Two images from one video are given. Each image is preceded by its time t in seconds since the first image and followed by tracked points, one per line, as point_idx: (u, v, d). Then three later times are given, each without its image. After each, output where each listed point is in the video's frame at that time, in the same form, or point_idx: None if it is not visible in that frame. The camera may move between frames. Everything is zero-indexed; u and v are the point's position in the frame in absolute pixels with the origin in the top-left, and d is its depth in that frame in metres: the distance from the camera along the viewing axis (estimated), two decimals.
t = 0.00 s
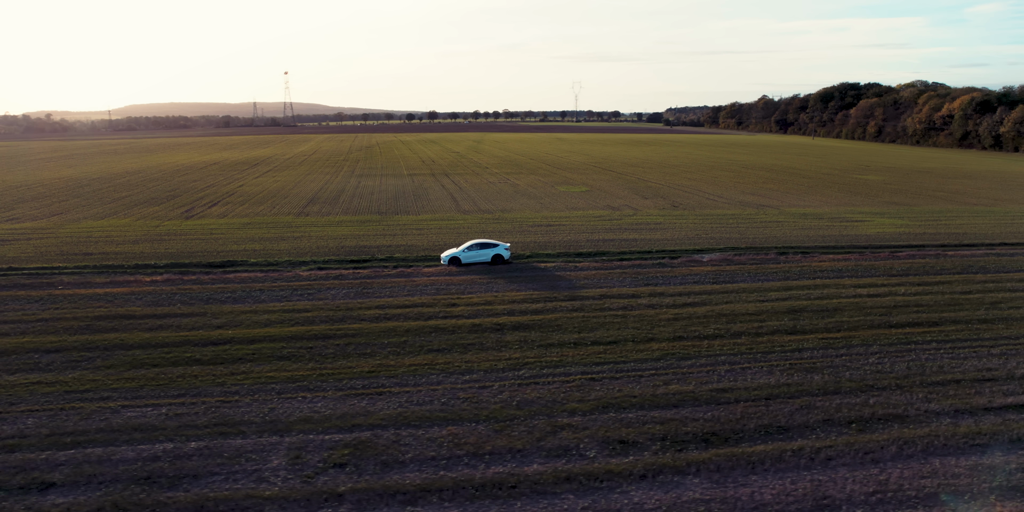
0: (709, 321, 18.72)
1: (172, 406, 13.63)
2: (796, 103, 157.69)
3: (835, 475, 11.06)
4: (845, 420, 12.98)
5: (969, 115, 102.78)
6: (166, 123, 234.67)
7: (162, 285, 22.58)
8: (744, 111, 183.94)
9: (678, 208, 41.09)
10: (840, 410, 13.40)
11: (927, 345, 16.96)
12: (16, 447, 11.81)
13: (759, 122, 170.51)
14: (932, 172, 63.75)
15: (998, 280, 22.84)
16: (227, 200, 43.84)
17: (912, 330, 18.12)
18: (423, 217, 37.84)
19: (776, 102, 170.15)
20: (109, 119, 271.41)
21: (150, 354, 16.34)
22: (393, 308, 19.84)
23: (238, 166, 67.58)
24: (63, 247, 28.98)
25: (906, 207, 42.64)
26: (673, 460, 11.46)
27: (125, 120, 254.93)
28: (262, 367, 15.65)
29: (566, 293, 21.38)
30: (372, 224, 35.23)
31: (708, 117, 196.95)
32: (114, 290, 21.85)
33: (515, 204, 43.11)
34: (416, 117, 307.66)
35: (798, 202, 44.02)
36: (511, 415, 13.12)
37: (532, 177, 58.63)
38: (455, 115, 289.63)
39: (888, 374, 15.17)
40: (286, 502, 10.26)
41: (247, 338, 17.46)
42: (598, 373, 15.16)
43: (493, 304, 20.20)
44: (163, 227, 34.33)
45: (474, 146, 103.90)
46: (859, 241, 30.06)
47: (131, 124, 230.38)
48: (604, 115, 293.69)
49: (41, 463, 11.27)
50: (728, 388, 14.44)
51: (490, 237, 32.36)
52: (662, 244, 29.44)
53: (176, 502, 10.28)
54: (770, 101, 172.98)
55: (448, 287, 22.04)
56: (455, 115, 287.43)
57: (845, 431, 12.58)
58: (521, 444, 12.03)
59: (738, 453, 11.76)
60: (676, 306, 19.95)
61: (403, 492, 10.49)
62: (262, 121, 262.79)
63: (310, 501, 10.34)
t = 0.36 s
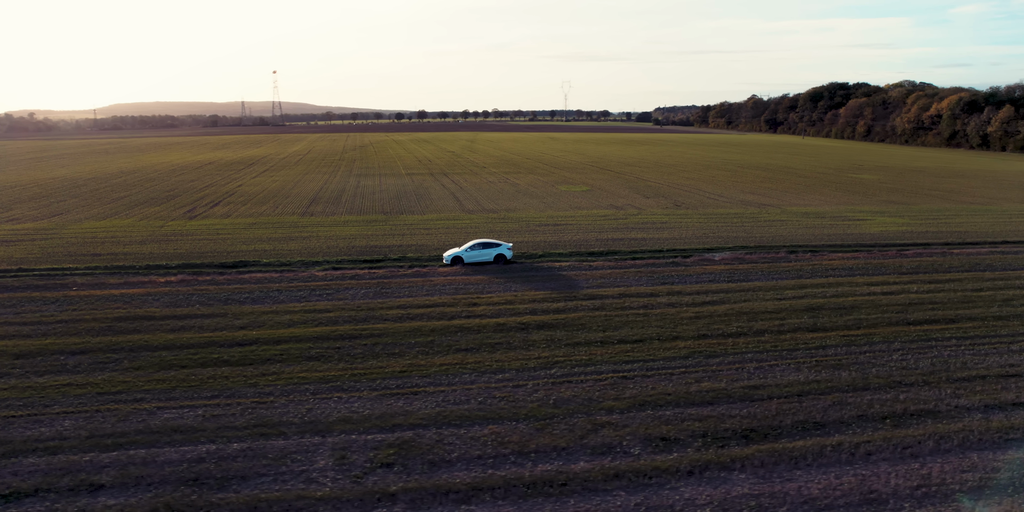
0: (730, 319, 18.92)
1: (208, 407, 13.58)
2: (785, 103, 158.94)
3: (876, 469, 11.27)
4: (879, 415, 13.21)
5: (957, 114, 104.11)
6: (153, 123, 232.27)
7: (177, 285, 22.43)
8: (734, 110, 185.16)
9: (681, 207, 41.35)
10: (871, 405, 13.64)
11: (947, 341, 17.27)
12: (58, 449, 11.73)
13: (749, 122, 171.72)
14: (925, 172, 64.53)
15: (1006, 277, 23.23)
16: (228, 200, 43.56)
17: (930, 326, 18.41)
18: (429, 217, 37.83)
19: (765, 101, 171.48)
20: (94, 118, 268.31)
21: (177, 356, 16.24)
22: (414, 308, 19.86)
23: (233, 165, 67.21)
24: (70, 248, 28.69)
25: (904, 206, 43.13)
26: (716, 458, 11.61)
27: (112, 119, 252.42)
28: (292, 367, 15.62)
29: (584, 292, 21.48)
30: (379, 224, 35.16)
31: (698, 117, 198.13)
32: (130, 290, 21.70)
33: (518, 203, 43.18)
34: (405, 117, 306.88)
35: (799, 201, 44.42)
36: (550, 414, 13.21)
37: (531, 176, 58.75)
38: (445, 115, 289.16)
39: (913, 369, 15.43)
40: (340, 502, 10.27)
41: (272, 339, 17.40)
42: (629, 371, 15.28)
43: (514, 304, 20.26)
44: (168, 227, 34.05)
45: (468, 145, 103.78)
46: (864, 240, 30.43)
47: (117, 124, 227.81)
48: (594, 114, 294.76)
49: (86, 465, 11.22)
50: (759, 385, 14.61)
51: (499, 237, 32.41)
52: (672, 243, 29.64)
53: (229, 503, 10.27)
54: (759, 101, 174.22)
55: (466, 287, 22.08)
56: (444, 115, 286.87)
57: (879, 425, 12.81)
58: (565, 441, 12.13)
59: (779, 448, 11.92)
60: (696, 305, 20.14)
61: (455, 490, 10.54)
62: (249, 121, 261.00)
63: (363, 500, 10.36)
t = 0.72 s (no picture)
0: (746, 317, 19.15)
1: (240, 409, 13.50)
2: (769, 102, 160.65)
3: (911, 462, 11.50)
4: (906, 409, 13.47)
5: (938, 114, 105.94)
6: (132, 122, 228.81)
7: (188, 287, 22.21)
8: (718, 109, 186.76)
9: (679, 206, 41.70)
10: (897, 399, 13.90)
11: (960, 336, 17.61)
12: (95, 454, 11.62)
13: (734, 121, 173.28)
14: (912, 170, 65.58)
15: (1008, 274, 23.74)
16: (224, 200, 43.14)
17: (941, 322, 18.77)
18: (430, 217, 37.78)
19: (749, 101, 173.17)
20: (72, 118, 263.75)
21: (200, 358, 16.11)
22: (432, 308, 19.86)
23: (223, 165, 66.55)
24: (70, 250, 28.26)
25: (897, 204, 43.82)
26: (755, 453, 11.78)
27: (90, 118, 248.57)
28: (318, 368, 15.57)
29: (599, 291, 21.60)
30: (381, 224, 35.04)
31: (683, 116, 199.61)
32: (141, 292, 21.47)
33: (516, 203, 43.26)
34: (389, 116, 305.42)
35: (793, 199, 44.96)
36: (584, 412, 13.31)
37: (526, 175, 58.87)
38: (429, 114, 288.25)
39: (932, 365, 15.74)
40: (390, 503, 10.29)
41: (294, 340, 17.31)
42: (656, 369, 15.43)
43: (531, 303, 20.33)
44: (167, 228, 33.67)
45: (456, 144, 103.66)
46: (864, 238, 30.91)
47: (95, 123, 224.18)
48: (578, 113, 295.68)
49: (127, 470, 11.13)
50: (785, 381, 14.83)
51: (503, 236, 32.47)
52: (676, 242, 29.88)
53: (278, 506, 10.26)
54: (743, 100, 175.89)
55: (480, 287, 22.12)
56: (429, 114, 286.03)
57: (908, 419, 13.06)
58: (604, 439, 12.24)
59: (815, 442, 12.13)
60: (711, 303, 20.35)
61: (504, 489, 10.60)
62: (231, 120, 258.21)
63: (413, 501, 10.38)
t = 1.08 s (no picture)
0: (764, 314, 19.36)
1: (274, 410, 13.43)
2: (755, 102, 162.06)
3: (948, 456, 11.72)
4: (934, 404, 13.71)
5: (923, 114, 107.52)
6: (114, 122, 225.62)
7: (201, 288, 22.01)
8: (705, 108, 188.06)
9: (679, 205, 41.99)
10: (925, 394, 14.14)
11: (976, 332, 17.94)
12: (136, 457, 11.52)
13: (720, 120, 174.56)
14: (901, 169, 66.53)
15: (1011, 270, 24.19)
16: (221, 200, 42.73)
17: (955, 318, 19.10)
18: (432, 217, 37.71)
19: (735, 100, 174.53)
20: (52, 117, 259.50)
21: (225, 360, 15.99)
22: (451, 307, 19.86)
23: (215, 164, 65.87)
24: (72, 251, 27.82)
25: (891, 202, 44.45)
26: (795, 449, 11.92)
27: (71, 118, 244.75)
28: (347, 369, 15.52)
29: (615, 290, 21.72)
30: (385, 224, 34.92)
31: (670, 115, 200.74)
32: (154, 294, 21.24)
33: (517, 202, 43.31)
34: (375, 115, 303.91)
35: (790, 198, 45.45)
36: (620, 410, 13.41)
37: (522, 175, 58.94)
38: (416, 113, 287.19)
39: (952, 360, 16.01)
40: (443, 503, 10.32)
41: (317, 341, 17.23)
42: (683, 367, 15.57)
43: (549, 302, 20.41)
44: (168, 229, 33.30)
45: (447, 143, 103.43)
46: (865, 236, 31.35)
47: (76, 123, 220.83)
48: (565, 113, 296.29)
49: (171, 472, 11.05)
50: (812, 378, 15.02)
51: (509, 235, 32.51)
52: (683, 240, 30.12)
53: (330, 506, 10.24)
54: (730, 100, 177.29)
55: (496, 287, 22.16)
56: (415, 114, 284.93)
57: (938, 414, 13.30)
58: (644, 436, 12.34)
59: (851, 437, 12.32)
60: (727, 301, 20.55)
61: (553, 487, 10.66)
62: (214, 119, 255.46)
63: (465, 500, 10.41)
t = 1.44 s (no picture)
0: (782, 312, 19.54)
1: (309, 411, 13.40)
2: (745, 102, 163.12)
3: (982, 450, 11.91)
4: (962, 399, 13.92)
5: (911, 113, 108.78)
6: (99, 121, 223.07)
7: (215, 288, 21.86)
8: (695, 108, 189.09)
9: (680, 204, 42.22)
10: (951, 390, 14.35)
11: (991, 329, 18.21)
12: (177, 458, 11.45)
13: (710, 120, 175.52)
14: (893, 168, 67.25)
15: (1017, 268, 24.56)
16: (221, 200, 42.39)
17: (969, 316, 19.37)
18: (436, 216, 37.65)
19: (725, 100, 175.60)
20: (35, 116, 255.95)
21: (251, 361, 15.90)
22: (471, 307, 19.87)
23: (209, 164, 65.29)
24: (77, 252, 27.48)
25: (889, 201, 44.94)
26: (833, 444, 12.06)
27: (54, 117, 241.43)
28: (376, 369, 15.49)
29: (631, 289, 21.82)
30: (391, 224, 34.82)
31: (659, 115, 201.58)
32: (169, 294, 21.07)
33: (518, 202, 43.33)
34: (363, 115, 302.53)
35: (788, 197, 45.84)
36: (655, 408, 13.50)
37: (519, 174, 58.97)
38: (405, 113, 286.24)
39: (973, 356, 16.25)
40: (493, 501, 10.35)
41: (342, 341, 17.19)
42: (710, 364, 15.69)
43: (568, 301, 20.48)
44: (172, 229, 33.01)
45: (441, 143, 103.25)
46: (869, 234, 31.69)
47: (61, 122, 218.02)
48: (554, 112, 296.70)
49: (215, 474, 11.00)
50: (838, 374, 15.20)
51: (516, 235, 32.54)
52: (690, 239, 30.31)
53: (381, 506, 10.24)
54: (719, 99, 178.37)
55: (512, 286, 22.19)
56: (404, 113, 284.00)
57: (966, 409, 13.51)
58: (683, 433, 12.44)
59: (885, 432, 12.49)
60: (744, 299, 20.70)
61: (600, 485, 10.73)
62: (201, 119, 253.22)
63: (514, 499, 10.45)
